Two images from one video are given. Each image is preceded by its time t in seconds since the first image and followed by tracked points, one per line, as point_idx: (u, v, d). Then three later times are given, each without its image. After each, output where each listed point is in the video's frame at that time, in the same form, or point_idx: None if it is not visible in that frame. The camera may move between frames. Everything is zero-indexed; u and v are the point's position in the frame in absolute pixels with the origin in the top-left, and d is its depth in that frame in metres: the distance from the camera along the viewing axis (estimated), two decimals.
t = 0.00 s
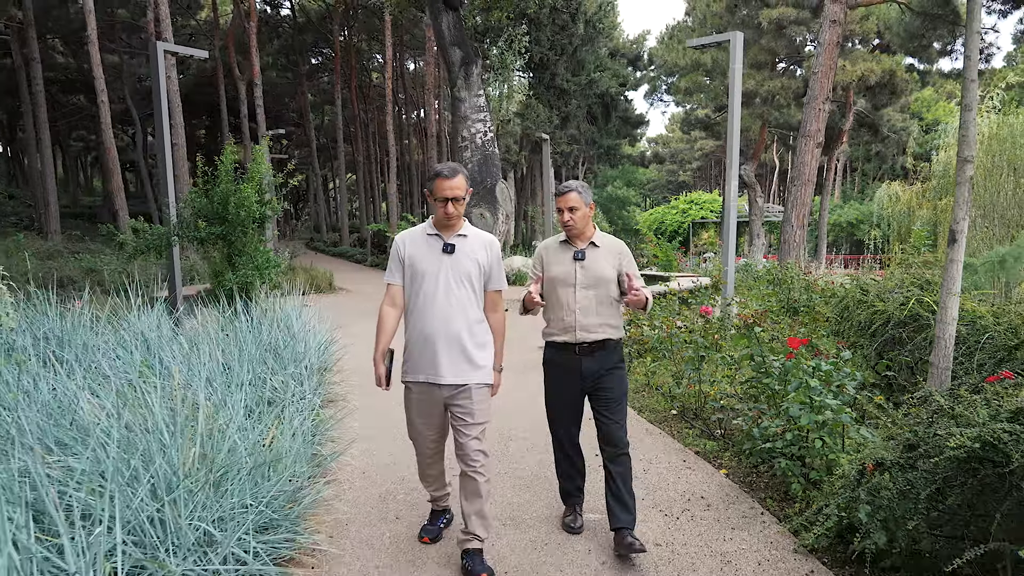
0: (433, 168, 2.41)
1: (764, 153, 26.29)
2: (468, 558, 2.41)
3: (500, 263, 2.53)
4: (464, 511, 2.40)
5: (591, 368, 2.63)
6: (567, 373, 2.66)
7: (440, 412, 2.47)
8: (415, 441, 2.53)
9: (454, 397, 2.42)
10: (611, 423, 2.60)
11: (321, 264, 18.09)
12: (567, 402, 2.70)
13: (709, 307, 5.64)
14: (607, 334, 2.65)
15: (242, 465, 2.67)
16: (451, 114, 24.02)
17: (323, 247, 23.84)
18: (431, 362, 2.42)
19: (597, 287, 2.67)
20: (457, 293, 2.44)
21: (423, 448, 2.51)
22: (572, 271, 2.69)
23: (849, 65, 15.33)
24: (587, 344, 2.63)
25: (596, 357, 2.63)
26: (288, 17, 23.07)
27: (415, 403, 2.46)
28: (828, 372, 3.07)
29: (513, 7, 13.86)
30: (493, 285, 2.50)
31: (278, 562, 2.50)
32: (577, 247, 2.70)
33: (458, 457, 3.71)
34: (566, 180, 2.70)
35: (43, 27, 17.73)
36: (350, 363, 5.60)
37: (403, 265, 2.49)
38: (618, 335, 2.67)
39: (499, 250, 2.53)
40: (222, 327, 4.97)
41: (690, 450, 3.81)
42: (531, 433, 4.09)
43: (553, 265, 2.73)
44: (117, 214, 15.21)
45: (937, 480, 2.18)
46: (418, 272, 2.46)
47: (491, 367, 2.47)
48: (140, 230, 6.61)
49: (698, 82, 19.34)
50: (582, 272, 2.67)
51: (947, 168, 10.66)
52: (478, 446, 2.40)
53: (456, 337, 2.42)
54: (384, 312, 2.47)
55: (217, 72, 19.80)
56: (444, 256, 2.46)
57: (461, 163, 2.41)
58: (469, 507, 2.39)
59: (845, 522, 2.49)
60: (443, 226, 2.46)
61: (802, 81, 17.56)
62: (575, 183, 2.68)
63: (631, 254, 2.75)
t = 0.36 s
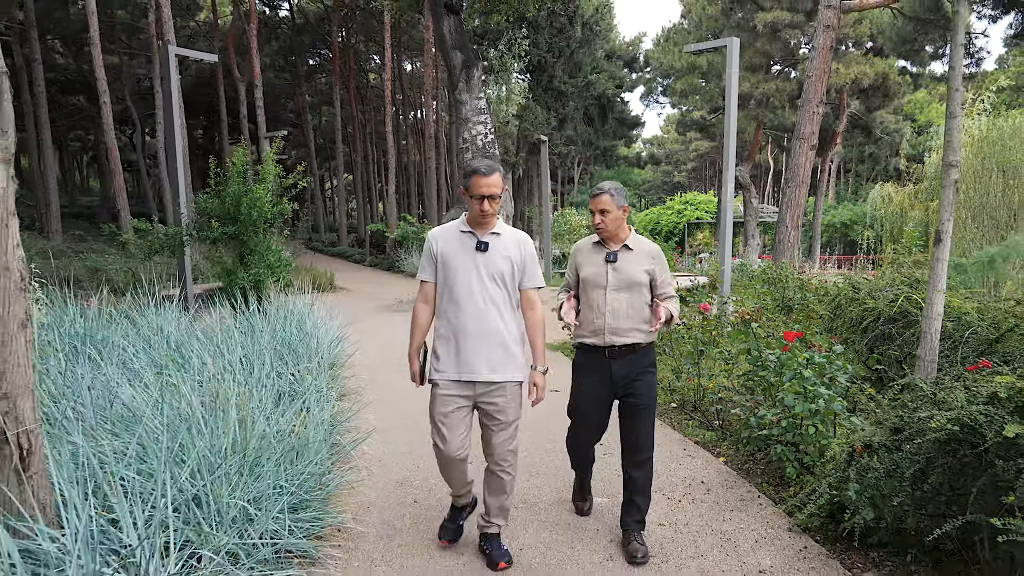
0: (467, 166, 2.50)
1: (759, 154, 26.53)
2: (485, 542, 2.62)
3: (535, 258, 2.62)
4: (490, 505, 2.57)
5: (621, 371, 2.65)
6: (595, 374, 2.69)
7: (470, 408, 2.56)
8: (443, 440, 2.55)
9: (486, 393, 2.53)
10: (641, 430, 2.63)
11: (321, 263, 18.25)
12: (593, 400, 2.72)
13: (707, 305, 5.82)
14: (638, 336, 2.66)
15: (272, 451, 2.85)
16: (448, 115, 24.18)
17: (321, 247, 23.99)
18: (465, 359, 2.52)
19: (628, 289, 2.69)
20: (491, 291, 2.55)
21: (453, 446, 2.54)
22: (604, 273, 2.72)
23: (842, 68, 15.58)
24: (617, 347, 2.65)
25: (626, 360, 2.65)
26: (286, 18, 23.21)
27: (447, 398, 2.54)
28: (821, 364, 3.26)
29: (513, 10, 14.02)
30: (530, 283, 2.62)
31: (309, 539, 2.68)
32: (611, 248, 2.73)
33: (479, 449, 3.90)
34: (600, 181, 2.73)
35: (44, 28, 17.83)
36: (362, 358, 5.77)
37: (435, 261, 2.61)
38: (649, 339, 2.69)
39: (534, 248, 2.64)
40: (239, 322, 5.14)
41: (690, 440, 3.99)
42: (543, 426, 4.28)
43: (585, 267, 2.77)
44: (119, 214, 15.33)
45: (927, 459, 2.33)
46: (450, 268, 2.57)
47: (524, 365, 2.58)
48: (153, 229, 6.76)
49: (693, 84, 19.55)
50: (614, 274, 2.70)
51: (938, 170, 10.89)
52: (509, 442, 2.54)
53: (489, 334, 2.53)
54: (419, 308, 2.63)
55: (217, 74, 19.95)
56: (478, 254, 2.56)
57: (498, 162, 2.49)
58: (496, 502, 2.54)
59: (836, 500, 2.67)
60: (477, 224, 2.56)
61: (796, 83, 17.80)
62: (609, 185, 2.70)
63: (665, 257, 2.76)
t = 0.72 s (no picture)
0: (472, 168, 2.53)
1: (753, 155, 26.76)
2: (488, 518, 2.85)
3: (537, 258, 2.72)
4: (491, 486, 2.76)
5: (636, 369, 2.62)
6: (610, 372, 2.62)
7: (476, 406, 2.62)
8: (455, 441, 2.58)
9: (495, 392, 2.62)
10: (641, 425, 2.69)
11: (319, 263, 18.41)
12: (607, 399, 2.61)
13: (699, 301, 6.02)
14: (650, 334, 2.64)
15: (288, 435, 3.00)
16: (445, 116, 24.34)
17: (318, 247, 24.14)
18: (472, 360, 2.60)
19: (640, 287, 2.67)
20: (497, 293, 2.63)
21: (464, 449, 2.56)
22: (616, 270, 2.67)
23: (834, 70, 15.75)
24: (633, 344, 2.61)
25: (640, 358, 2.62)
26: (283, 20, 23.38)
27: (457, 399, 2.59)
28: (804, 354, 3.46)
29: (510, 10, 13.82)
30: (534, 282, 2.70)
31: (324, 516, 2.83)
32: (621, 246, 2.69)
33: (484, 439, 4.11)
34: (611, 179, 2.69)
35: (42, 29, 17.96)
36: (364, 353, 5.93)
37: (441, 264, 2.65)
38: (659, 337, 2.67)
39: (537, 248, 2.72)
40: (246, 318, 5.29)
41: (681, 428, 4.19)
42: (541, 418, 4.47)
43: (595, 264, 2.71)
44: (119, 214, 15.48)
45: (898, 440, 2.51)
46: (457, 269, 2.62)
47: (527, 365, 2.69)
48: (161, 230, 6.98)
49: (687, 86, 19.76)
50: (626, 271, 2.67)
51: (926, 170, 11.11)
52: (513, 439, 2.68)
53: (496, 336, 2.61)
54: (424, 310, 2.68)
55: (214, 76, 20.12)
56: (484, 256, 2.62)
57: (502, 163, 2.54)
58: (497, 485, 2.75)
59: (814, 477, 2.86)
60: (482, 226, 2.62)
61: (789, 85, 18.03)
62: (621, 182, 2.66)
63: (671, 255, 2.77)
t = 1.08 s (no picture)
0: (462, 170, 2.51)
1: (748, 156, 26.98)
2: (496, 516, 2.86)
3: (532, 265, 2.67)
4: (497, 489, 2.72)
5: (639, 379, 2.61)
6: (613, 384, 2.61)
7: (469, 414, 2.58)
8: (447, 452, 2.56)
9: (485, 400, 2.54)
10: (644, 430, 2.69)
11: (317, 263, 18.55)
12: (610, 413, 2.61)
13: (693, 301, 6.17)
14: (653, 342, 2.64)
15: (297, 429, 3.13)
16: (442, 117, 24.48)
17: (316, 247, 24.27)
18: (466, 368, 2.54)
19: (641, 294, 2.68)
20: (491, 297, 2.58)
21: (458, 457, 2.55)
22: (617, 278, 2.67)
23: (827, 73, 15.93)
24: (637, 354, 2.60)
25: (643, 366, 2.62)
26: (281, 21, 23.49)
27: (449, 407, 2.55)
28: (791, 351, 3.61)
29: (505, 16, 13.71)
30: (526, 287, 2.65)
31: (333, 506, 2.97)
32: (620, 253, 2.69)
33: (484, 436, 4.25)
34: (604, 185, 2.67)
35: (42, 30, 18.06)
36: (366, 353, 6.05)
37: (434, 268, 2.60)
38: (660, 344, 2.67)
39: (530, 250, 2.68)
40: (248, 318, 5.40)
41: (675, 424, 4.34)
42: (539, 416, 4.60)
43: (595, 272, 2.69)
44: (119, 215, 15.61)
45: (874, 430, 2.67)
46: (450, 275, 2.58)
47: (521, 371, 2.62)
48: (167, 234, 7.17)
49: (682, 88, 19.96)
50: (627, 279, 2.67)
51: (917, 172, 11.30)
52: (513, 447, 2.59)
53: (491, 342, 2.55)
54: (417, 315, 2.59)
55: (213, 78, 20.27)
56: (478, 260, 2.58)
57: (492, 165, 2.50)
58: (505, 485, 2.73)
59: (799, 468, 3.01)
60: (475, 229, 2.58)
61: (783, 87, 18.22)
62: (619, 189, 2.64)
63: (666, 260, 2.79)
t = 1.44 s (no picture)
0: (472, 169, 2.56)
1: (743, 157, 27.13)
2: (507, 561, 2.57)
3: (539, 265, 2.73)
4: (506, 516, 2.54)
5: (640, 375, 2.61)
6: (613, 383, 2.63)
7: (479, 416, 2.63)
8: (456, 445, 2.65)
9: (494, 400, 2.58)
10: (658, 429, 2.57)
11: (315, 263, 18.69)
12: (611, 414, 2.66)
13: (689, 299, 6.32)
14: (657, 340, 2.64)
15: (310, 418, 3.27)
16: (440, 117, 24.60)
17: (313, 247, 24.37)
18: (472, 367, 2.58)
19: (647, 289, 2.70)
20: (498, 297, 2.61)
21: (463, 455, 2.65)
22: (621, 273, 2.71)
23: (821, 74, 16.07)
24: (638, 351, 2.61)
25: (646, 363, 2.62)
26: (279, 22, 23.58)
27: (455, 406, 2.63)
28: (782, 344, 3.78)
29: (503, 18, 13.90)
30: (534, 287, 2.70)
31: (344, 493, 3.11)
32: (626, 249, 2.72)
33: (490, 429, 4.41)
34: (615, 180, 2.70)
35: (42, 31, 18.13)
36: (371, 349, 6.19)
37: (443, 264, 2.64)
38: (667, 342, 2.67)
39: (539, 250, 2.72)
40: (255, 314, 5.53)
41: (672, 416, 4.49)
42: (542, 409, 4.74)
43: (600, 268, 2.75)
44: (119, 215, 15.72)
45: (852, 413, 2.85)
46: (457, 274, 2.62)
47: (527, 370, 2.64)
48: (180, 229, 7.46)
49: (678, 89, 20.12)
50: (631, 275, 2.70)
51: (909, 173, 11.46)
52: (520, 448, 2.55)
53: (497, 341, 2.59)
54: (426, 312, 2.62)
55: (213, 79, 20.40)
56: (485, 259, 2.62)
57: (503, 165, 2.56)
58: (512, 513, 2.52)
59: (789, 453, 3.18)
60: (484, 228, 2.63)
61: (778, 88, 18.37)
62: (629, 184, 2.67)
63: (676, 257, 2.80)
